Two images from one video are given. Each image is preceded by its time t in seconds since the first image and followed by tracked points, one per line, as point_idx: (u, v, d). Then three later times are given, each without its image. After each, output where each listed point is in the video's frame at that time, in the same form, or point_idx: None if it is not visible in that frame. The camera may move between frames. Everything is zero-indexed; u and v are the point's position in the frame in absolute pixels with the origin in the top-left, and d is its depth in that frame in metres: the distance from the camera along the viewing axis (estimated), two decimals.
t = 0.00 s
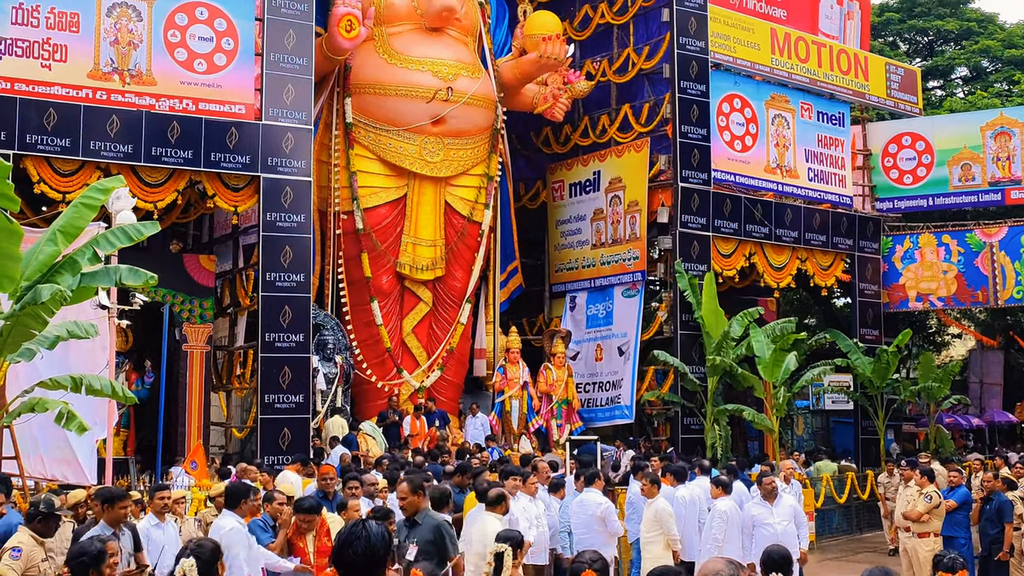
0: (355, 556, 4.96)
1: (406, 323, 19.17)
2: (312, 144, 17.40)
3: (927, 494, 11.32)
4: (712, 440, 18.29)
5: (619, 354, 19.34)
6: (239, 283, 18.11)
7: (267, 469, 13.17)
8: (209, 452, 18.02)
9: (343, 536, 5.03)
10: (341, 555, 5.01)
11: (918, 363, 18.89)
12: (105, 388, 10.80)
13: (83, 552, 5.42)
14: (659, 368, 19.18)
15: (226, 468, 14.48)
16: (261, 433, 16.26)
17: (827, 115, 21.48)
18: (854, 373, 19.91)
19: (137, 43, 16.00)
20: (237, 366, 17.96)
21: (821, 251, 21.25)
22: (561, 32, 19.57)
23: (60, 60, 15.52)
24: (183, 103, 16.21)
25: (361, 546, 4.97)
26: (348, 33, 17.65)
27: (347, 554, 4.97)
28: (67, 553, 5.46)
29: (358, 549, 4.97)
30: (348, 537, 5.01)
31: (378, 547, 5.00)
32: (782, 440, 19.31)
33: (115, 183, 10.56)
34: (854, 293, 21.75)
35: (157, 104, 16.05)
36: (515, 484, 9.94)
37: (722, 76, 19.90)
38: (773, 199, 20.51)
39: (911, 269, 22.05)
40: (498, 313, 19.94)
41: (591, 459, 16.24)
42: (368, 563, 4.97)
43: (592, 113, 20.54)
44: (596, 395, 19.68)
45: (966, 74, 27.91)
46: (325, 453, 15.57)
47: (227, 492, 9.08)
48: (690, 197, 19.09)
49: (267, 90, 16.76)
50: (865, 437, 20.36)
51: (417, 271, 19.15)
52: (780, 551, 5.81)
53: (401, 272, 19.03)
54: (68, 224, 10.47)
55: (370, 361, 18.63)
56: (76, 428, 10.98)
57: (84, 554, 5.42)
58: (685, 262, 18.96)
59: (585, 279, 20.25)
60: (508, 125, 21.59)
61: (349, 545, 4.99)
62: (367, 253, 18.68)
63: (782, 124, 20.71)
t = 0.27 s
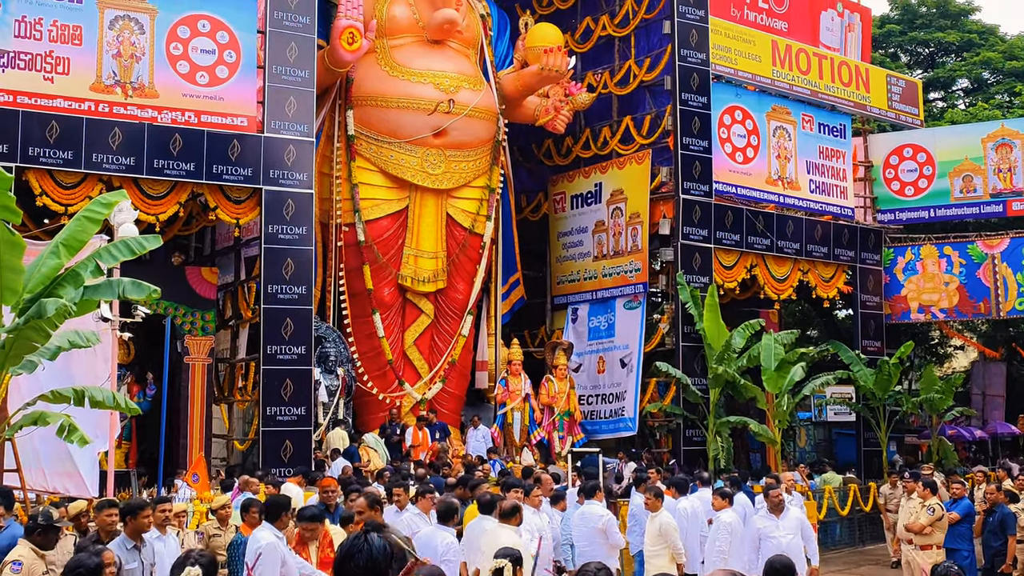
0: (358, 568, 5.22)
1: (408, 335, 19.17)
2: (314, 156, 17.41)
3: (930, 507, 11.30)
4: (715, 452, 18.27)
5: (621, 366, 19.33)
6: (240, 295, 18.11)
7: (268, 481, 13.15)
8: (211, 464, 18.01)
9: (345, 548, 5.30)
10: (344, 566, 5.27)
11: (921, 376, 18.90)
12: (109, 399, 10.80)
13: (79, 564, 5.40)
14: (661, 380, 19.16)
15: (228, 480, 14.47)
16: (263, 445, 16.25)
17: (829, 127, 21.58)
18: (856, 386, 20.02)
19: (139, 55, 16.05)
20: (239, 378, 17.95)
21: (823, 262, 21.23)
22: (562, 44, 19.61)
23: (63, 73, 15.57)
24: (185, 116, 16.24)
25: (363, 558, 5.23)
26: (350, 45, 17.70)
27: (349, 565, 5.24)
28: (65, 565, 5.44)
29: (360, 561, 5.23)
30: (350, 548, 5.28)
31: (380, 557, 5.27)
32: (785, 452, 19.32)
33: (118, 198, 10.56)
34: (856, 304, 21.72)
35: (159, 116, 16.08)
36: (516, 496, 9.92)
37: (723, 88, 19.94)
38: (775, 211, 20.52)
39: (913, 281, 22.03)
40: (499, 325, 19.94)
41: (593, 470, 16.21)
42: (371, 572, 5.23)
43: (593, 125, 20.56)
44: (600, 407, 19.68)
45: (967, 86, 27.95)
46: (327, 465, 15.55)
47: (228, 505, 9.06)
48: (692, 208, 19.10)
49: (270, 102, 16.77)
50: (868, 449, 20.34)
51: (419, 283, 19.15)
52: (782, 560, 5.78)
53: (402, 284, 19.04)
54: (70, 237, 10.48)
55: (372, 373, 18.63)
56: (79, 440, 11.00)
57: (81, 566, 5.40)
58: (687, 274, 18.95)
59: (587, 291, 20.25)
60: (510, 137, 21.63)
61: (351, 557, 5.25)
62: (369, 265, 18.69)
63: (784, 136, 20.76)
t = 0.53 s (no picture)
0: None
1: (411, 348, 19.16)
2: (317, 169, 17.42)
3: (934, 520, 11.30)
4: (718, 464, 18.24)
5: (625, 378, 19.32)
6: (243, 307, 18.11)
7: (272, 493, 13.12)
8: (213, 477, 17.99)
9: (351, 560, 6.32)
10: None
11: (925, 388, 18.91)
12: (112, 413, 10.79)
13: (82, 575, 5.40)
14: (665, 392, 19.14)
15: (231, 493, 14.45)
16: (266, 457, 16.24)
17: (832, 139, 21.61)
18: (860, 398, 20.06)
19: (143, 69, 16.10)
20: (242, 391, 17.93)
21: (826, 274, 21.21)
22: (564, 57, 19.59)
23: (67, 86, 15.62)
24: (189, 129, 16.29)
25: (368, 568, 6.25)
26: (353, 58, 17.75)
27: None
28: None
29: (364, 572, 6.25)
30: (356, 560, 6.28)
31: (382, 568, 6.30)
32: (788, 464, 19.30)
33: (123, 212, 10.69)
34: (860, 316, 21.69)
35: (162, 129, 16.12)
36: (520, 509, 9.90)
37: (726, 101, 19.97)
38: (778, 223, 20.52)
39: (916, 293, 22.02)
40: (503, 337, 19.94)
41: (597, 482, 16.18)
42: None
43: (597, 137, 20.59)
44: (604, 420, 19.64)
45: (970, 97, 27.97)
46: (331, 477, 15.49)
47: (232, 518, 9.05)
48: (695, 221, 19.11)
49: (273, 115, 16.87)
50: (872, 461, 20.31)
51: (423, 295, 19.16)
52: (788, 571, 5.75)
53: (406, 296, 19.04)
54: (75, 251, 10.59)
55: (375, 386, 18.62)
56: (81, 455, 10.99)
57: None
58: (690, 286, 18.95)
59: (590, 303, 20.24)
60: (513, 149, 21.67)
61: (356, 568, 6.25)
62: (372, 277, 18.71)
63: (787, 148, 20.81)
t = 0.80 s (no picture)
0: None
1: (414, 361, 19.15)
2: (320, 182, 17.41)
3: (937, 533, 11.27)
4: (721, 477, 18.21)
5: (628, 391, 19.30)
6: (246, 320, 18.10)
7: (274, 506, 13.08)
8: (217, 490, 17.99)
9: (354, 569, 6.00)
10: None
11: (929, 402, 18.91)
12: (115, 427, 10.80)
13: None
14: (668, 405, 19.12)
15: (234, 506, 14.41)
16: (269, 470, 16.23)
17: (835, 151, 21.65)
18: (864, 409, 20.19)
19: (147, 82, 16.14)
20: (245, 404, 17.91)
21: (829, 287, 21.19)
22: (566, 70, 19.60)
23: (70, 100, 15.67)
24: (192, 142, 16.32)
25: None
26: (356, 71, 17.79)
27: None
28: None
29: None
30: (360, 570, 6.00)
31: None
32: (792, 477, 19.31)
33: (129, 228, 10.62)
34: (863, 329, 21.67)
35: (165, 142, 16.17)
36: (523, 521, 9.85)
37: (728, 113, 20.02)
38: (781, 235, 20.53)
39: (919, 305, 21.97)
40: (506, 349, 19.94)
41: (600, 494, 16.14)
42: None
43: (599, 149, 20.60)
44: (608, 432, 19.58)
45: (972, 109, 27.99)
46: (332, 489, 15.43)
47: (234, 532, 9.01)
48: (698, 233, 19.13)
49: (276, 128, 16.88)
50: (875, 473, 20.28)
51: (425, 307, 19.15)
52: None
53: (408, 309, 19.03)
54: (79, 265, 10.53)
55: (377, 399, 18.61)
56: (85, 468, 10.98)
57: None
58: (693, 298, 18.95)
59: (593, 315, 20.23)
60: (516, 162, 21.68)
61: None
62: (375, 290, 18.77)
63: (789, 160, 20.87)
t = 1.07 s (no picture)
0: None
1: (417, 373, 19.15)
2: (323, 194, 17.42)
3: (939, 545, 11.24)
4: (725, 489, 18.18)
5: (631, 404, 19.29)
6: (249, 333, 18.11)
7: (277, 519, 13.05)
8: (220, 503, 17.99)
9: None
10: None
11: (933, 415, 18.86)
12: (118, 440, 10.79)
13: None
14: (671, 417, 19.10)
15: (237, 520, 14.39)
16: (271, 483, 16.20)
17: (837, 163, 21.68)
18: (868, 423, 20.20)
19: (150, 95, 16.19)
20: (248, 417, 17.91)
21: (832, 299, 21.18)
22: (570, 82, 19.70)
23: (74, 113, 15.72)
24: (195, 155, 16.36)
25: None
26: (359, 84, 17.83)
27: None
28: None
29: None
30: None
31: None
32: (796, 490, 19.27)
33: (133, 244, 10.63)
34: (866, 341, 21.65)
35: (169, 155, 16.19)
36: (525, 534, 9.83)
37: (729, 126, 20.08)
38: (784, 247, 20.53)
39: (922, 316, 22.00)
40: (509, 362, 19.93)
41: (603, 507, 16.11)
42: None
43: (602, 162, 20.62)
44: (611, 445, 19.57)
45: (974, 121, 28.02)
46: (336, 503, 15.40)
47: (238, 544, 9.00)
48: (700, 245, 19.13)
49: (279, 140, 16.88)
50: (879, 485, 20.24)
51: (428, 320, 19.15)
52: None
53: (411, 321, 19.04)
54: (83, 279, 10.53)
55: (380, 412, 18.60)
56: (89, 481, 10.97)
57: None
58: (696, 310, 18.93)
59: (596, 327, 20.24)
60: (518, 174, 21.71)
61: None
62: (378, 302, 18.73)
63: (792, 172, 20.89)
